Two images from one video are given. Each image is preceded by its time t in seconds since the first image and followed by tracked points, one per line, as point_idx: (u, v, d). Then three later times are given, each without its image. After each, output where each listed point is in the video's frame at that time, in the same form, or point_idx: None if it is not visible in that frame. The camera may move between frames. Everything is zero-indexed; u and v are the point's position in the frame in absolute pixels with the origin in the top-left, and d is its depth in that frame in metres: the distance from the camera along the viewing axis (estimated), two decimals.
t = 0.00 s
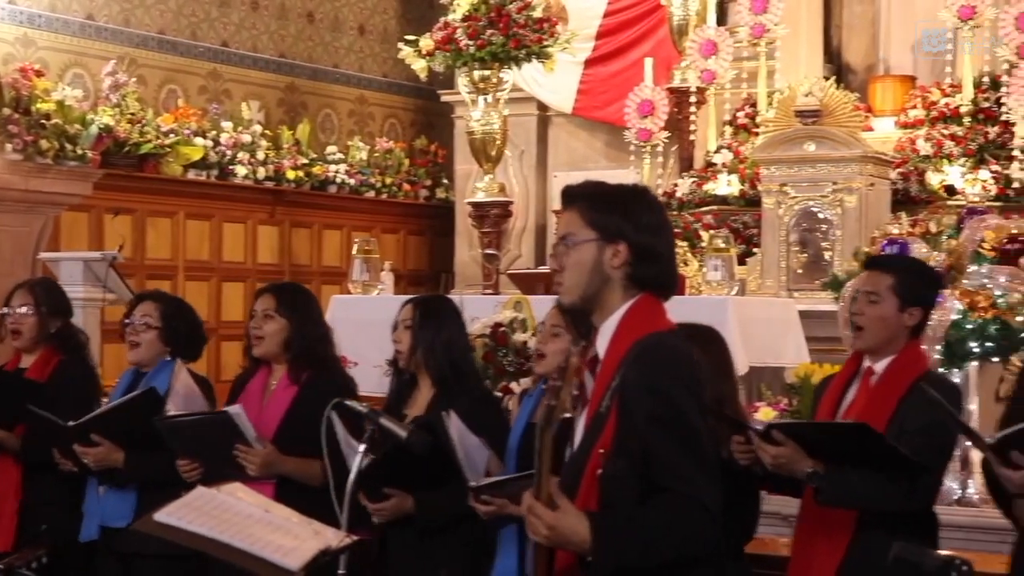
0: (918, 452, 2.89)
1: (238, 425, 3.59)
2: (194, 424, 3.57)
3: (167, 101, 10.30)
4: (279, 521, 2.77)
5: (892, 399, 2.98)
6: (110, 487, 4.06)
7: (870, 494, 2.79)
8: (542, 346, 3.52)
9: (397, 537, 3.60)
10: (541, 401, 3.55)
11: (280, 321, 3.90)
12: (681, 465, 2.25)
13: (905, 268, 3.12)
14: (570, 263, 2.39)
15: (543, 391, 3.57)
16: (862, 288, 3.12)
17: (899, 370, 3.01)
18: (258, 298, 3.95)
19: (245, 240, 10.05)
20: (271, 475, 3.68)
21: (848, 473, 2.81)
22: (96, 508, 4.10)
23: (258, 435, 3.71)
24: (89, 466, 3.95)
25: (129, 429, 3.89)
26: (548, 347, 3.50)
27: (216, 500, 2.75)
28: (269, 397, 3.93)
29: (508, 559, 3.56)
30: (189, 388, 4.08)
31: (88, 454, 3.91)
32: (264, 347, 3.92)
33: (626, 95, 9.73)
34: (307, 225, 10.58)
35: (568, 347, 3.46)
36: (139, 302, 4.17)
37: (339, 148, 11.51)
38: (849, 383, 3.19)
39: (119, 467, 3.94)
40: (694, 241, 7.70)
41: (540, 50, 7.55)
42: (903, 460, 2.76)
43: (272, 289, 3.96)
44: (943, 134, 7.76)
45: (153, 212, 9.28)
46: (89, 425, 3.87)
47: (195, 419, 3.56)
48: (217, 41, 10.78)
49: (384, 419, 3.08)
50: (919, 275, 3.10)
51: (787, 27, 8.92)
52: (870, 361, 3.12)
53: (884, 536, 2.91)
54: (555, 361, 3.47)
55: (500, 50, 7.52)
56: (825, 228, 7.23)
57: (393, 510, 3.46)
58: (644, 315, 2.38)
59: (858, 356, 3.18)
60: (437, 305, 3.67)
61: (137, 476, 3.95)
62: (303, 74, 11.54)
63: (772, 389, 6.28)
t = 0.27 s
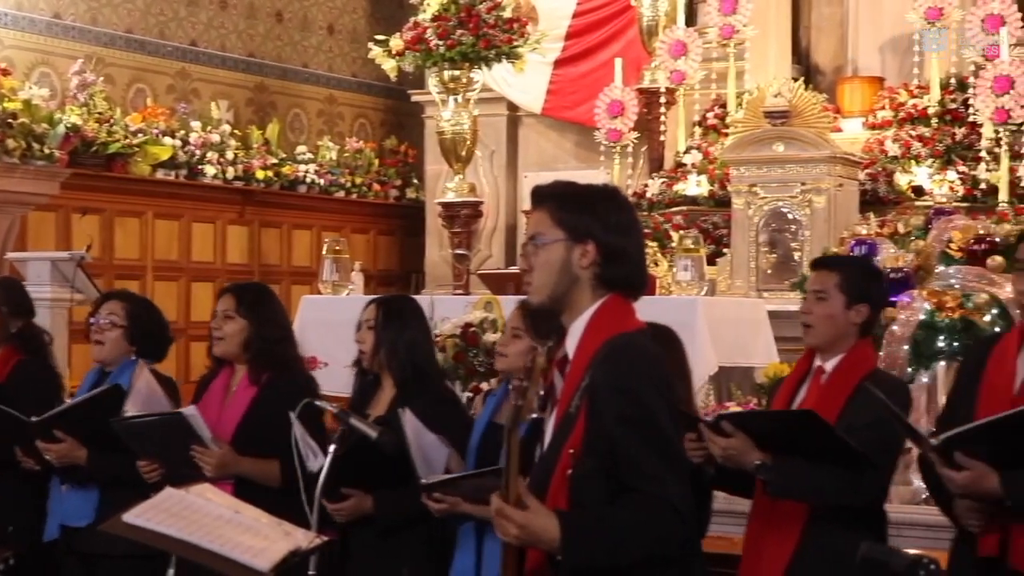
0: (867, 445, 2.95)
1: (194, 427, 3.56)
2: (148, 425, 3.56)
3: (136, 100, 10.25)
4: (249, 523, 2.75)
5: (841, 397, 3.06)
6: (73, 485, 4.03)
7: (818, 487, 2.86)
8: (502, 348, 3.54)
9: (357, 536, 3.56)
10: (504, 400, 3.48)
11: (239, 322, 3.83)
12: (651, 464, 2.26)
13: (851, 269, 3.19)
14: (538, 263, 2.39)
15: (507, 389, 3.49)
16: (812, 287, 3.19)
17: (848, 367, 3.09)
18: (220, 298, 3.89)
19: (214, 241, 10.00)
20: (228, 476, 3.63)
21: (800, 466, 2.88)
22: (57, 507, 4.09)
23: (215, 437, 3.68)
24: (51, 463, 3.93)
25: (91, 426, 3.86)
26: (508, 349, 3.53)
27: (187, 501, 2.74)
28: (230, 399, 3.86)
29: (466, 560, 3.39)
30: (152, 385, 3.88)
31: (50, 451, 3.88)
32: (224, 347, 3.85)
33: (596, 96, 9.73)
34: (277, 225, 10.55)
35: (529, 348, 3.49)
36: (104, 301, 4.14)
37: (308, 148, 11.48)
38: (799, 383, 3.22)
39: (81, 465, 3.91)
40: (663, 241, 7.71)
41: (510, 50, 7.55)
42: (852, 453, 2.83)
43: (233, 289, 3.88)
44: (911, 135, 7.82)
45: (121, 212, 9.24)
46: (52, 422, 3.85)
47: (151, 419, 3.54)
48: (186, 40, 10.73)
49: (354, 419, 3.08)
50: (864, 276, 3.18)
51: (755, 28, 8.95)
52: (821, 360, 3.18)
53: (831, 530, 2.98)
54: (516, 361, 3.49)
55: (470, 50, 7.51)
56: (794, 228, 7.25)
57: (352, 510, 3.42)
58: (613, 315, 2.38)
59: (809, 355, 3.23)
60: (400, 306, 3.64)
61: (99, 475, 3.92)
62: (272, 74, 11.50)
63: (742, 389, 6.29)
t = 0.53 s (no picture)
0: (834, 442, 2.99)
1: (163, 426, 3.54)
2: (116, 425, 3.52)
3: (119, 100, 10.23)
4: (231, 522, 2.75)
5: (807, 395, 3.09)
6: (42, 486, 3.99)
7: (781, 485, 2.92)
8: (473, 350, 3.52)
9: (334, 537, 3.54)
10: (480, 399, 3.51)
11: (209, 321, 3.82)
12: (637, 464, 2.26)
13: (815, 268, 3.23)
14: (522, 265, 2.40)
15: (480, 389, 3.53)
16: (777, 288, 3.23)
17: (812, 367, 3.12)
18: (189, 298, 3.88)
19: (198, 241, 9.98)
20: (197, 476, 3.62)
21: (766, 465, 2.94)
22: (25, 507, 4.04)
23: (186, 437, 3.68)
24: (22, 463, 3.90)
25: (64, 426, 3.83)
26: (480, 350, 3.52)
27: (170, 502, 2.74)
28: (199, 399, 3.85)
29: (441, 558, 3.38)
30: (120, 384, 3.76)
31: (22, 450, 3.85)
32: (195, 348, 3.85)
33: (581, 96, 9.71)
34: (260, 225, 10.54)
35: (503, 349, 3.50)
36: (75, 301, 4.13)
37: (292, 148, 11.46)
38: (766, 385, 3.27)
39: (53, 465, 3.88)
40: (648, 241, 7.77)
41: (493, 50, 7.55)
42: (815, 449, 2.89)
43: (202, 289, 3.88)
44: (894, 136, 7.84)
45: (103, 212, 9.21)
46: (24, 421, 3.82)
47: (119, 420, 3.51)
48: (169, 40, 10.70)
49: (339, 419, 3.08)
50: (829, 276, 3.22)
51: (739, 29, 8.96)
52: (787, 360, 3.21)
53: (798, 527, 3.03)
54: (490, 362, 3.50)
55: (454, 50, 7.51)
56: (777, 228, 7.27)
57: (330, 512, 3.41)
58: (598, 315, 2.38)
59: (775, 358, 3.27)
60: (375, 305, 3.61)
61: (70, 475, 3.90)
62: (256, 73, 11.48)
63: (725, 389, 6.30)
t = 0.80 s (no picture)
0: (814, 443, 3.01)
1: (141, 424, 3.54)
2: (93, 423, 3.51)
3: (105, 100, 10.21)
4: (217, 523, 2.74)
5: (787, 394, 3.10)
6: (16, 486, 3.97)
7: (761, 485, 2.93)
8: (453, 349, 3.51)
9: (320, 538, 3.54)
10: (461, 399, 3.52)
11: (186, 321, 3.80)
12: (624, 462, 2.26)
13: (796, 268, 3.23)
14: (511, 263, 2.40)
15: (462, 389, 3.54)
16: (758, 288, 3.23)
17: (792, 369, 3.11)
18: (165, 298, 3.86)
19: (184, 241, 9.96)
20: (175, 474, 3.61)
21: (743, 463, 2.95)
22: None
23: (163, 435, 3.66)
24: None
25: (37, 428, 3.80)
26: (461, 348, 3.50)
27: (158, 502, 2.74)
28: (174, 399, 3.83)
29: (428, 558, 3.39)
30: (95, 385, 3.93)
31: None
32: (171, 347, 3.82)
33: (568, 96, 9.72)
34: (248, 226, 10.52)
35: (484, 347, 3.49)
36: (46, 302, 4.12)
37: (279, 148, 11.44)
38: (747, 385, 3.27)
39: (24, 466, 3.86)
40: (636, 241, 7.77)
41: (481, 50, 7.54)
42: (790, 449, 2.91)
43: (178, 289, 3.86)
44: (880, 136, 7.85)
45: (89, 212, 9.19)
46: None
47: (99, 417, 3.51)
48: (156, 40, 10.69)
49: (322, 419, 3.08)
50: (810, 275, 3.22)
51: (726, 30, 8.98)
52: (767, 359, 3.22)
53: (774, 527, 3.04)
54: (471, 361, 3.49)
55: (441, 50, 7.51)
56: (764, 228, 7.28)
57: (321, 513, 3.42)
58: (585, 314, 2.38)
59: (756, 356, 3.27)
60: (361, 305, 3.62)
61: (42, 475, 3.87)
62: (243, 73, 11.47)
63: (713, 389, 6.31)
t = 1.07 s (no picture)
0: (799, 445, 3.02)
1: (123, 425, 3.53)
2: (77, 423, 3.49)
3: (83, 99, 10.17)
4: (195, 524, 2.73)
5: (771, 396, 3.12)
6: None
7: (749, 487, 2.94)
8: (434, 350, 3.52)
9: (306, 541, 3.53)
10: (444, 400, 3.48)
11: (161, 321, 3.80)
12: (603, 461, 2.27)
13: (779, 268, 3.24)
14: (490, 263, 2.40)
15: (444, 390, 3.49)
16: (742, 287, 3.23)
17: (776, 369, 3.13)
18: (138, 298, 3.84)
19: (162, 242, 9.93)
20: (156, 475, 3.61)
21: (729, 465, 2.95)
22: None
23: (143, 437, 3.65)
24: None
25: (13, 429, 3.78)
26: (442, 349, 3.51)
27: (135, 503, 2.72)
28: (149, 400, 3.83)
29: (414, 558, 3.35)
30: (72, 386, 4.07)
31: None
32: (146, 348, 3.82)
33: (546, 97, 9.73)
34: (226, 226, 10.48)
35: (465, 347, 3.51)
36: (15, 303, 4.10)
37: (258, 148, 11.41)
38: (731, 385, 3.30)
39: None
40: (614, 242, 7.80)
41: (460, 50, 7.54)
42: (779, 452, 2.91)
43: (151, 289, 3.85)
44: (858, 137, 7.88)
45: (68, 212, 9.15)
46: None
47: (81, 418, 3.49)
48: (134, 39, 10.65)
49: (303, 420, 3.10)
50: (793, 275, 3.23)
51: (705, 31, 9.00)
52: (752, 360, 3.23)
53: (760, 528, 3.05)
54: (454, 362, 3.50)
55: (420, 50, 7.50)
56: (743, 229, 7.29)
57: (313, 514, 3.42)
58: (564, 314, 2.38)
59: (740, 358, 3.30)
60: (340, 306, 3.64)
61: (16, 475, 3.88)
62: (222, 73, 11.44)
63: (692, 389, 6.32)
